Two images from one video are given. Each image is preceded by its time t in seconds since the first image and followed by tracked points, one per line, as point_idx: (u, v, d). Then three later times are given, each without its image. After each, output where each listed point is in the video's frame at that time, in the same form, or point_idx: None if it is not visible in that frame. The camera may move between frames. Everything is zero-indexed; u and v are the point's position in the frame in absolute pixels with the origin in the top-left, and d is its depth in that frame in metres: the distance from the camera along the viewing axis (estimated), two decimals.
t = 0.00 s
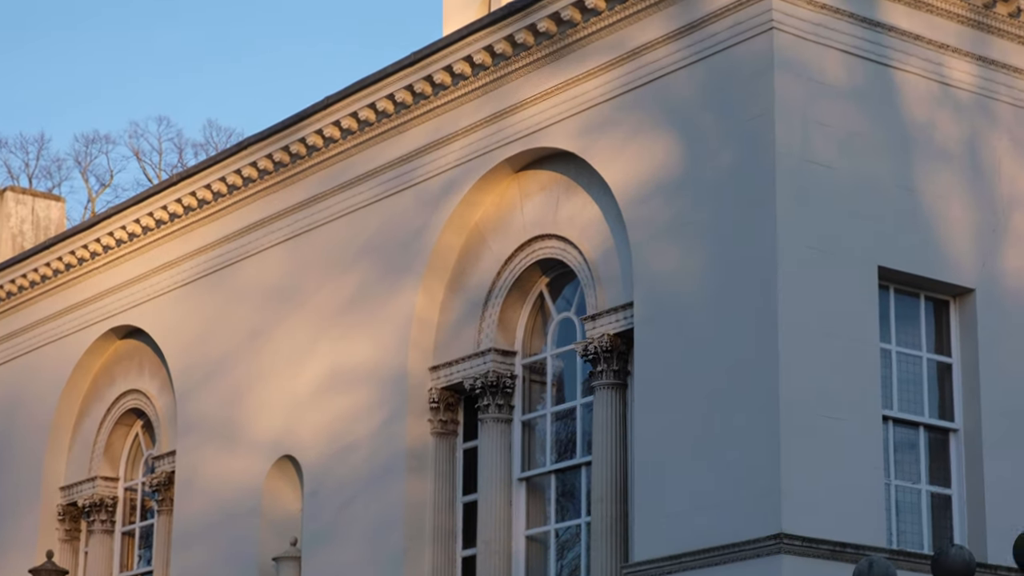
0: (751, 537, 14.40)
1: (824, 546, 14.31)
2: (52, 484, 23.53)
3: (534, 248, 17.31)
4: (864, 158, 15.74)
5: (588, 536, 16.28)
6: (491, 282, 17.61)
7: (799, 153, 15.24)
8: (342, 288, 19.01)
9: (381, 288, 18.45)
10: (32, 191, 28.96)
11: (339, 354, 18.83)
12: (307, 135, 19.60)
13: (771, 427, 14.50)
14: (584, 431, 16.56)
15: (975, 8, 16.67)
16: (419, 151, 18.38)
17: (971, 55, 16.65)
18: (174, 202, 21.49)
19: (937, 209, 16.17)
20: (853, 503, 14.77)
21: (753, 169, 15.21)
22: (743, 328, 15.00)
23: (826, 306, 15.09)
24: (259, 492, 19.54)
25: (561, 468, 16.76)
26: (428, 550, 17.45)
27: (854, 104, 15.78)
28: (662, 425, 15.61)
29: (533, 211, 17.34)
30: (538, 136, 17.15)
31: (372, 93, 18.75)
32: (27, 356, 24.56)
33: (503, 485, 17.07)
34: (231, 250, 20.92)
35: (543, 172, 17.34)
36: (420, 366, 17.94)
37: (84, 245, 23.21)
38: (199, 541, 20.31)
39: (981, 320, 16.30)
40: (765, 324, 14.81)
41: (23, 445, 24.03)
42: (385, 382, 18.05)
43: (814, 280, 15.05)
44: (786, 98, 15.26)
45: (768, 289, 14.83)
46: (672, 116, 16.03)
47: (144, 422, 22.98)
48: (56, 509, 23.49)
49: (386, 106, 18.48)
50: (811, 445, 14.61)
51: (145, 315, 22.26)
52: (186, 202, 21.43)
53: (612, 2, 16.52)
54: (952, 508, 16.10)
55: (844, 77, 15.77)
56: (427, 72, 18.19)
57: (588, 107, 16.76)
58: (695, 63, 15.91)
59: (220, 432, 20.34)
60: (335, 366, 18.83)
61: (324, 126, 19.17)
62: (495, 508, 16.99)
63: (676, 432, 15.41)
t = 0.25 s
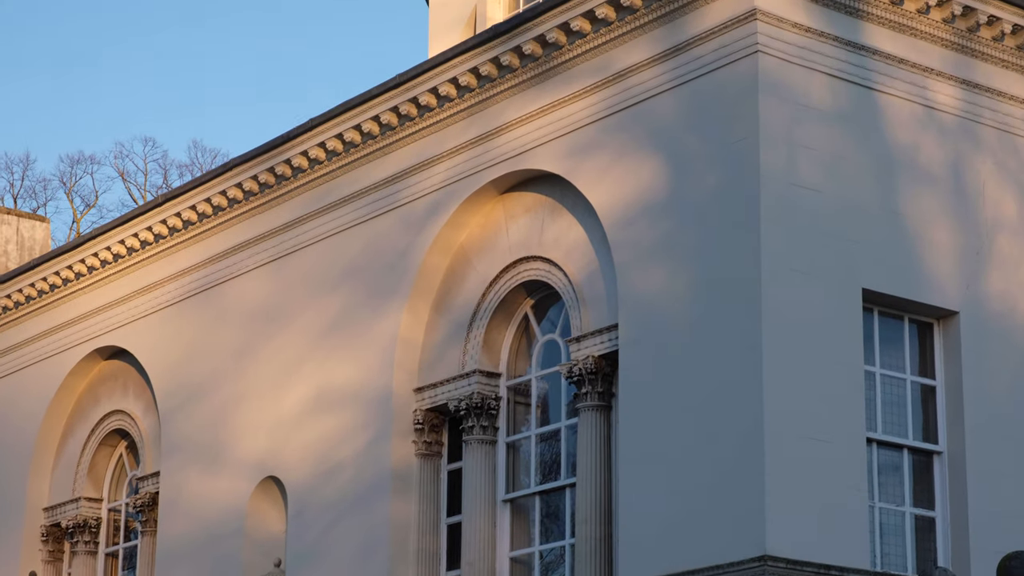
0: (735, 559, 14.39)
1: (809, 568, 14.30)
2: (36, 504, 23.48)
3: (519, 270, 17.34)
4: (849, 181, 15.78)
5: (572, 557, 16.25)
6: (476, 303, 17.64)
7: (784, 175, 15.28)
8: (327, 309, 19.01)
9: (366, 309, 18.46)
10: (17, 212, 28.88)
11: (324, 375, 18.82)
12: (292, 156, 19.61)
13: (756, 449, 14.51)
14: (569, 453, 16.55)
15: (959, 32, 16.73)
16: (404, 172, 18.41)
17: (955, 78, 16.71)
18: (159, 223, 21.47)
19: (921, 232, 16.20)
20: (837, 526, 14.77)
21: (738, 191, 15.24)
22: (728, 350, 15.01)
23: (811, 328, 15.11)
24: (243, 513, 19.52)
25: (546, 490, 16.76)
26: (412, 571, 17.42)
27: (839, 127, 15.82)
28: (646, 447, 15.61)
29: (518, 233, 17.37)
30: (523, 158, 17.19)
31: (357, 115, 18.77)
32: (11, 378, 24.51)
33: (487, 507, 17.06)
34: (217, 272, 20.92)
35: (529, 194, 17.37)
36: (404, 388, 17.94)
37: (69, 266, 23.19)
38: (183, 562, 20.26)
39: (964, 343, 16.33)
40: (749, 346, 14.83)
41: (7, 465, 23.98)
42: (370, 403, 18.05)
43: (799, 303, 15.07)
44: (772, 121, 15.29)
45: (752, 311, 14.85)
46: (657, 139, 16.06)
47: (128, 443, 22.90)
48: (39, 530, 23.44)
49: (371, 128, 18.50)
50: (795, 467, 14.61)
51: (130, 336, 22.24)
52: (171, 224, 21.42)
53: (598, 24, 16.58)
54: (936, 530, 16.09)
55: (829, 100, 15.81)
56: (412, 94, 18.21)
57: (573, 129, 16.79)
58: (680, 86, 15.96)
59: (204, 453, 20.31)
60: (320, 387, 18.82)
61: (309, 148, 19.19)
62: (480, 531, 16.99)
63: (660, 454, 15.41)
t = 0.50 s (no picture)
0: None
1: None
2: (20, 524, 23.38)
3: (504, 290, 17.34)
4: (835, 203, 15.79)
5: None
6: (461, 324, 17.64)
7: (769, 197, 15.29)
8: (312, 329, 18.99)
9: (351, 329, 18.45)
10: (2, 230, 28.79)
11: (309, 395, 18.80)
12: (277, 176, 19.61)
13: (740, 471, 14.50)
14: (553, 473, 16.54)
15: (944, 54, 16.75)
16: (389, 192, 18.42)
17: (939, 100, 16.74)
18: (143, 243, 21.45)
19: (906, 253, 16.20)
20: (822, 548, 14.76)
21: (722, 213, 15.26)
22: (712, 371, 15.02)
23: (796, 350, 15.12)
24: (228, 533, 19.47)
25: (531, 510, 16.74)
26: None
27: (823, 149, 15.84)
28: (631, 469, 15.60)
29: (503, 254, 17.38)
30: (508, 179, 17.20)
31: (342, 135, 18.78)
32: None
33: (472, 527, 17.04)
34: (201, 291, 20.90)
35: (513, 215, 17.38)
36: (389, 408, 17.92)
37: (53, 285, 23.17)
38: None
39: (949, 364, 16.28)
40: (734, 367, 14.83)
41: None
42: (354, 423, 18.03)
43: (784, 324, 15.08)
44: (756, 142, 15.31)
45: (736, 333, 14.86)
46: (642, 160, 16.07)
47: (112, 462, 22.83)
48: (22, 549, 23.36)
49: (356, 148, 18.51)
50: (779, 489, 14.60)
51: (114, 355, 22.21)
52: (156, 243, 21.40)
53: (583, 45, 16.61)
54: (921, 551, 16.06)
55: (814, 121, 15.84)
56: (397, 114, 18.23)
57: (558, 150, 16.81)
58: (665, 107, 15.98)
59: (188, 473, 20.27)
60: (305, 407, 18.80)
61: (294, 168, 19.19)
62: (464, 550, 16.97)
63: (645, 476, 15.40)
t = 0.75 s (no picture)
0: None
1: None
2: (5, 543, 23.26)
3: (489, 310, 17.34)
4: (820, 224, 15.81)
5: None
6: (446, 343, 17.64)
7: (755, 218, 15.31)
8: (298, 348, 18.98)
9: (336, 349, 18.44)
10: None
11: (294, 415, 18.78)
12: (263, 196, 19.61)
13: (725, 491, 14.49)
14: (538, 493, 16.52)
15: (929, 75, 16.80)
16: (376, 212, 18.43)
17: (924, 121, 16.78)
18: (129, 262, 21.44)
19: (891, 274, 16.20)
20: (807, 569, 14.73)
21: (708, 234, 15.28)
22: (696, 392, 15.02)
23: (781, 370, 15.11)
24: (212, 552, 19.42)
25: (516, 530, 16.72)
26: None
27: (809, 169, 15.86)
28: (616, 489, 15.58)
29: (489, 273, 17.39)
30: (495, 199, 17.22)
31: (328, 155, 18.79)
32: None
33: (456, 547, 17.02)
34: (187, 310, 20.89)
35: (499, 235, 17.39)
36: (375, 428, 17.91)
37: (39, 303, 23.15)
38: None
39: (934, 384, 16.19)
40: (719, 388, 14.83)
41: None
42: (339, 442, 18.01)
43: (769, 345, 15.08)
44: (742, 162, 15.33)
45: (721, 353, 14.87)
46: (628, 180, 16.09)
47: (96, 481, 22.75)
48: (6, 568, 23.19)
49: (342, 168, 18.52)
50: (765, 509, 14.58)
51: (100, 374, 22.19)
52: (142, 262, 21.39)
53: (569, 66, 16.64)
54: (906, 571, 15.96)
55: (799, 142, 15.86)
56: (383, 134, 18.24)
57: (544, 170, 16.83)
58: (651, 128, 16.01)
59: (173, 492, 20.22)
60: (290, 427, 18.78)
61: (280, 188, 19.19)
62: (448, 570, 16.94)
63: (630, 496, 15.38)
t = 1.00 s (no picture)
0: None
1: None
2: None
3: (477, 330, 17.35)
4: (808, 245, 15.83)
5: None
6: (434, 363, 17.64)
7: (742, 238, 15.33)
8: (285, 368, 18.96)
9: (324, 368, 18.44)
10: None
11: (281, 434, 18.76)
12: (251, 215, 19.61)
13: (713, 513, 14.48)
14: (526, 513, 16.50)
15: (916, 96, 16.83)
16: (364, 232, 18.44)
17: (912, 142, 16.82)
18: (116, 281, 21.43)
19: (879, 294, 16.22)
20: None
21: (696, 255, 15.29)
22: (684, 412, 15.02)
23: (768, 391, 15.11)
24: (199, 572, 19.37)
25: (503, 550, 16.70)
26: None
27: (796, 190, 15.88)
28: (603, 510, 15.57)
29: (477, 293, 17.40)
30: (483, 219, 17.24)
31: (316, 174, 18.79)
32: None
33: (444, 567, 16.99)
34: (175, 329, 20.87)
35: (487, 255, 17.42)
36: (362, 448, 17.90)
37: (26, 323, 23.11)
38: None
39: (922, 405, 16.20)
40: (706, 409, 14.82)
41: None
42: (327, 462, 18.00)
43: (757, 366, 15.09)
44: (730, 183, 15.35)
45: (709, 373, 14.88)
46: (616, 200, 16.11)
47: (83, 501, 22.63)
48: None
49: (330, 187, 18.52)
50: (753, 528, 14.59)
51: (87, 393, 22.17)
52: (129, 281, 21.37)
53: (557, 86, 16.66)
54: None
55: (787, 164, 15.89)
56: (371, 154, 18.24)
57: (532, 190, 16.85)
58: (639, 148, 16.03)
59: (160, 511, 20.18)
60: (278, 446, 18.76)
61: (267, 207, 19.19)
62: None
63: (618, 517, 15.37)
